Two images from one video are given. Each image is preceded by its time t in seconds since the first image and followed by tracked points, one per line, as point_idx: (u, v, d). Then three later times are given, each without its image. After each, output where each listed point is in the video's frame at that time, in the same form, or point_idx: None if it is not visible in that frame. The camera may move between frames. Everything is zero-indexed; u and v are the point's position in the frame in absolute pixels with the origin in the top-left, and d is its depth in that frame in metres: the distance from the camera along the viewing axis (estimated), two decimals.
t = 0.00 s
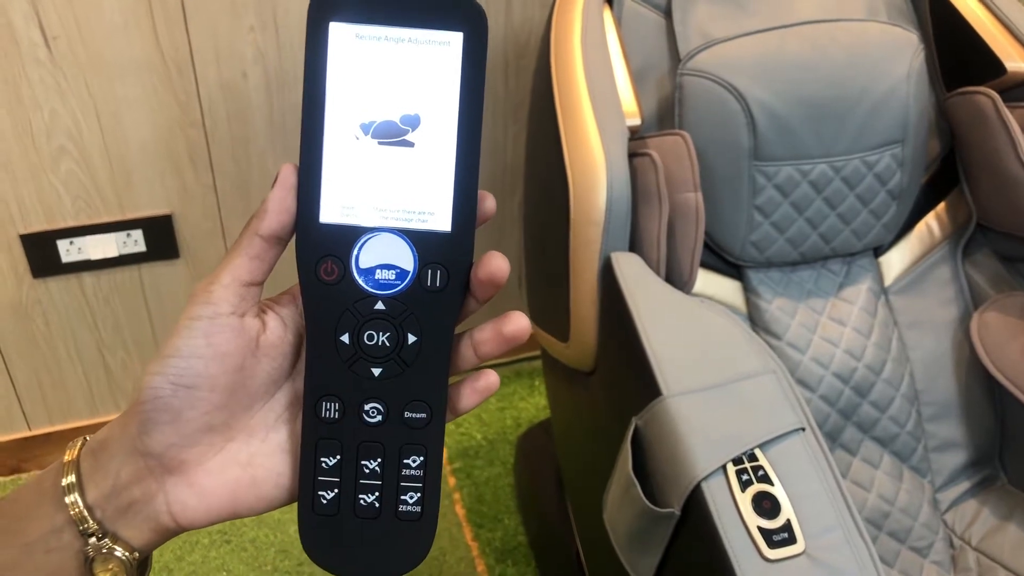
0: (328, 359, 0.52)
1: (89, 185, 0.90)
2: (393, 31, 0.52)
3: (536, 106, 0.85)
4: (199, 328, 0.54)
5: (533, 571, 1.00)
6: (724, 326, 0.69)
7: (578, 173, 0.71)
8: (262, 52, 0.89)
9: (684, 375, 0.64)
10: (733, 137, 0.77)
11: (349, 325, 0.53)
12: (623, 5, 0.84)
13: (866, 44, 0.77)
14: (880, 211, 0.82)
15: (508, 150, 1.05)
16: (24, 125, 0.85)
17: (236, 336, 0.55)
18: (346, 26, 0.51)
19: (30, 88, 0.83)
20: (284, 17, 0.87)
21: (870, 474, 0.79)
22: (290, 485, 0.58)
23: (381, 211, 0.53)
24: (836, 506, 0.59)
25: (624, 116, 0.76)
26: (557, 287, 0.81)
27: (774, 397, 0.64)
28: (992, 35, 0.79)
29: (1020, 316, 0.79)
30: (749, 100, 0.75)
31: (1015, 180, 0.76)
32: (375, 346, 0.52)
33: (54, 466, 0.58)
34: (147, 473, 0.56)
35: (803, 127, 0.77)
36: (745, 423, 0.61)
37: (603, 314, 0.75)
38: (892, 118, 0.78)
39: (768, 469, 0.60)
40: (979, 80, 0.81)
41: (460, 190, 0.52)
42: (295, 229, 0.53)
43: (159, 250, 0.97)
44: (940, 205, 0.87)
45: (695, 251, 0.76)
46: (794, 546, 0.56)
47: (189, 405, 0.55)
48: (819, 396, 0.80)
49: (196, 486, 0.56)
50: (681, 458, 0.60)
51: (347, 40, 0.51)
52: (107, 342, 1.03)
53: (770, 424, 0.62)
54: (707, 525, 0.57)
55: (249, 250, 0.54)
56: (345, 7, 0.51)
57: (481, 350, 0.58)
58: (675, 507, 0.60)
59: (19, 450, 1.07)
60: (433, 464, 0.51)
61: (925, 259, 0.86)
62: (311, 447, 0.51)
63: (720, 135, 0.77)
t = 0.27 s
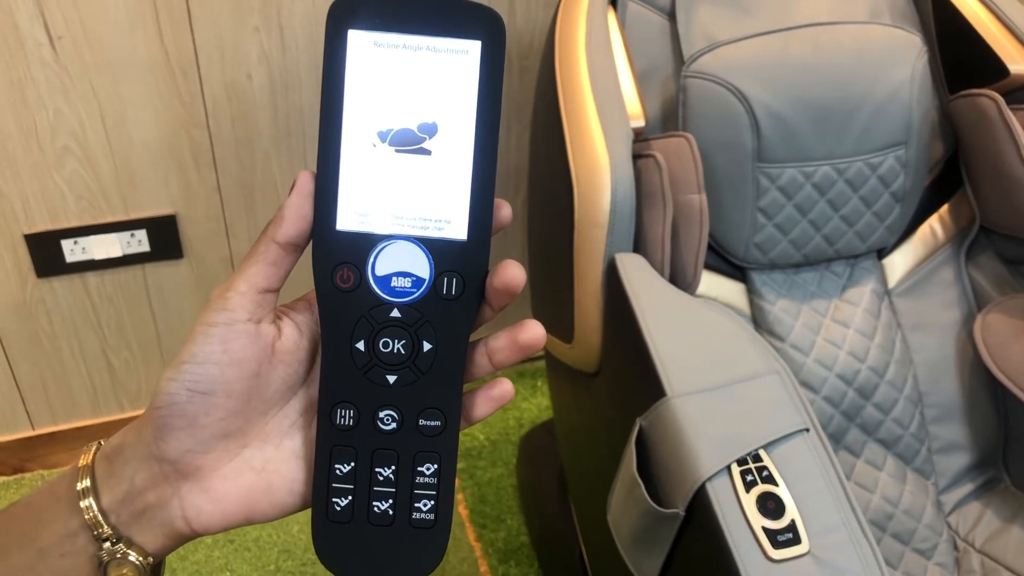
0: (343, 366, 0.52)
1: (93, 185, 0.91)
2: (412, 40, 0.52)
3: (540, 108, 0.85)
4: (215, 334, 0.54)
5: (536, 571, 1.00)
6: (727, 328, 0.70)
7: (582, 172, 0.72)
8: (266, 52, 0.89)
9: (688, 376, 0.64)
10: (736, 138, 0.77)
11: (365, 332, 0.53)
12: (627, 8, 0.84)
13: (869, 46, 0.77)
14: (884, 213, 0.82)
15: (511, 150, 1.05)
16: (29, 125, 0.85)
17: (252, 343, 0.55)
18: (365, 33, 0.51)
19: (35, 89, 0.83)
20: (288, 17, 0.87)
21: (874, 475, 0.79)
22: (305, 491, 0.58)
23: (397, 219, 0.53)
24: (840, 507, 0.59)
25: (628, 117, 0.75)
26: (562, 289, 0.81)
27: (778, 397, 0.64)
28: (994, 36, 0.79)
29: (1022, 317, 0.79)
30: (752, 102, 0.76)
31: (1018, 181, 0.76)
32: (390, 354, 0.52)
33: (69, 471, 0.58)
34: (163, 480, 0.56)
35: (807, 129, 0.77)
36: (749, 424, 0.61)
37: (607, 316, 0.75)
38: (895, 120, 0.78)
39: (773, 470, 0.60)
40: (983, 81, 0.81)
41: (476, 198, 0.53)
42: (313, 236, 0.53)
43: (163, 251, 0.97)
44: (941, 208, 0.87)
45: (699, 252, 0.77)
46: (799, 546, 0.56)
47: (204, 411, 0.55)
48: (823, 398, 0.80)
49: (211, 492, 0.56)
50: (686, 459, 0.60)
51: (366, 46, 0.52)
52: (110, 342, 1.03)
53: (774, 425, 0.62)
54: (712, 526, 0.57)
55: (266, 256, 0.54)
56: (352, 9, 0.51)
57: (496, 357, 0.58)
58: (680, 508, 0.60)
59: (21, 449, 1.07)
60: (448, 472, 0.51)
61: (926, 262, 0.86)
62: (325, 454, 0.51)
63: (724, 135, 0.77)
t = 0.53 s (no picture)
0: (341, 367, 0.52)
1: (93, 186, 0.90)
2: (410, 40, 0.52)
3: (539, 109, 0.85)
4: (213, 336, 0.54)
5: (536, 572, 1.00)
6: (726, 329, 0.69)
7: (580, 173, 0.71)
8: (266, 53, 0.89)
9: (688, 377, 0.64)
10: (735, 140, 0.77)
11: (363, 333, 0.53)
12: (626, 10, 0.84)
13: (868, 48, 0.77)
14: (883, 214, 0.82)
15: (511, 152, 1.05)
16: (29, 126, 0.85)
17: (250, 344, 0.55)
18: (364, 34, 0.51)
19: (35, 90, 0.83)
20: (288, 18, 0.87)
21: (873, 476, 0.79)
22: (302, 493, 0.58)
23: (397, 221, 0.53)
24: (840, 507, 0.59)
25: (627, 119, 0.76)
26: (562, 291, 0.81)
27: (777, 398, 0.64)
28: (992, 38, 0.79)
29: (1021, 317, 0.79)
30: (751, 103, 0.76)
31: (1016, 182, 0.76)
32: (389, 355, 0.52)
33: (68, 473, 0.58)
34: (162, 481, 0.56)
35: (806, 131, 0.77)
36: (748, 424, 0.61)
37: (606, 316, 0.74)
38: (893, 122, 0.78)
39: (772, 470, 0.60)
40: (981, 82, 0.81)
41: (475, 198, 0.52)
42: (310, 237, 0.53)
43: (164, 252, 0.97)
44: (941, 210, 0.87)
45: (698, 252, 0.76)
46: (798, 546, 0.56)
47: (202, 413, 0.55)
48: (823, 399, 0.80)
49: (209, 494, 0.56)
50: (685, 460, 0.60)
51: (365, 46, 0.51)
52: (111, 343, 1.03)
53: (773, 425, 0.62)
54: (711, 526, 0.57)
55: (264, 258, 0.54)
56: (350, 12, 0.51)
57: (494, 359, 0.58)
58: (680, 508, 0.60)
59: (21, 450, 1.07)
60: (446, 474, 0.51)
61: (925, 264, 0.86)
62: (324, 456, 0.51)
63: (721, 135, 0.77)
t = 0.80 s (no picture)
0: (330, 363, 0.52)
1: (88, 186, 0.90)
2: (398, 33, 0.52)
3: (535, 108, 0.85)
4: (201, 332, 0.54)
5: (533, 572, 1.00)
6: (723, 328, 0.69)
7: (576, 173, 0.71)
8: (261, 53, 0.88)
9: (684, 375, 0.64)
10: (731, 140, 0.77)
11: (352, 328, 0.52)
12: (621, 10, 0.84)
13: (864, 47, 0.77)
14: (879, 213, 0.82)
15: (507, 151, 1.05)
16: (23, 126, 0.84)
17: (238, 340, 0.55)
18: (350, 27, 0.51)
19: (29, 90, 0.83)
20: (283, 17, 0.87)
21: (870, 475, 0.79)
22: (292, 490, 0.57)
23: (386, 215, 0.53)
24: (837, 505, 0.59)
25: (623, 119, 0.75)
26: (558, 290, 0.81)
27: (774, 397, 0.64)
28: (988, 39, 0.79)
29: (1018, 316, 0.78)
30: (746, 102, 0.75)
31: (1013, 181, 0.76)
32: (378, 350, 0.52)
33: (56, 471, 0.58)
34: (151, 478, 0.56)
35: (802, 130, 0.76)
36: (745, 423, 0.61)
37: (603, 315, 0.74)
38: (890, 120, 0.78)
39: (769, 468, 0.59)
40: (977, 82, 0.81)
41: (464, 192, 0.52)
42: (298, 232, 0.53)
43: (159, 252, 0.97)
44: (937, 208, 0.87)
45: (694, 251, 0.76)
46: (795, 544, 0.56)
47: (191, 410, 0.55)
48: (820, 398, 0.80)
49: (198, 491, 0.56)
50: (681, 458, 0.59)
51: (353, 40, 0.51)
52: (107, 343, 1.03)
53: (769, 423, 0.62)
54: (708, 525, 0.57)
55: (251, 254, 0.53)
56: (341, 10, 0.51)
57: (485, 354, 0.57)
58: (676, 507, 0.60)
59: (18, 451, 1.07)
60: (436, 469, 0.51)
61: (922, 262, 0.86)
62: (313, 452, 0.51)
63: (717, 136, 0.77)
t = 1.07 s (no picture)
0: (329, 359, 0.52)
1: (86, 184, 0.90)
2: (397, 26, 0.51)
3: (534, 106, 0.85)
4: (198, 328, 0.54)
5: (532, 569, 1.00)
6: (722, 326, 0.69)
7: (575, 171, 0.71)
8: (259, 51, 0.88)
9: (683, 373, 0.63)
10: (730, 139, 0.76)
11: (351, 324, 0.52)
12: (620, 9, 0.83)
13: (862, 45, 0.77)
14: (878, 211, 0.81)
15: (506, 149, 1.05)
16: (21, 124, 0.84)
17: (236, 336, 0.55)
18: (349, 20, 0.51)
19: (27, 87, 0.82)
20: (282, 15, 0.87)
21: (870, 474, 0.79)
22: (290, 488, 0.57)
23: (384, 211, 0.53)
24: (836, 503, 0.59)
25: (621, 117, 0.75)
26: (557, 288, 0.80)
27: (773, 394, 0.63)
28: (988, 37, 0.79)
29: (1018, 314, 0.78)
30: (745, 100, 0.75)
31: (1013, 179, 0.76)
32: (377, 346, 0.52)
33: (53, 468, 0.58)
34: (149, 476, 0.55)
35: (801, 128, 0.76)
36: (744, 420, 0.61)
37: (602, 314, 0.74)
38: (889, 118, 0.78)
39: (768, 465, 0.59)
40: (976, 81, 0.81)
41: (464, 186, 0.52)
42: (296, 227, 0.53)
43: (157, 250, 0.97)
44: (935, 207, 0.87)
45: (694, 249, 0.76)
46: (794, 541, 0.56)
47: (188, 407, 0.54)
48: (819, 396, 0.80)
49: (196, 489, 0.56)
50: (680, 456, 0.59)
51: (350, 33, 0.51)
52: (104, 341, 1.02)
53: (768, 421, 0.61)
54: (708, 523, 0.57)
55: (250, 249, 0.53)
56: (338, 6, 0.50)
57: (485, 350, 0.57)
58: (675, 504, 0.59)
59: (15, 450, 1.06)
60: (436, 466, 0.51)
61: (921, 261, 0.85)
62: (312, 450, 0.51)
63: (716, 134, 0.77)
